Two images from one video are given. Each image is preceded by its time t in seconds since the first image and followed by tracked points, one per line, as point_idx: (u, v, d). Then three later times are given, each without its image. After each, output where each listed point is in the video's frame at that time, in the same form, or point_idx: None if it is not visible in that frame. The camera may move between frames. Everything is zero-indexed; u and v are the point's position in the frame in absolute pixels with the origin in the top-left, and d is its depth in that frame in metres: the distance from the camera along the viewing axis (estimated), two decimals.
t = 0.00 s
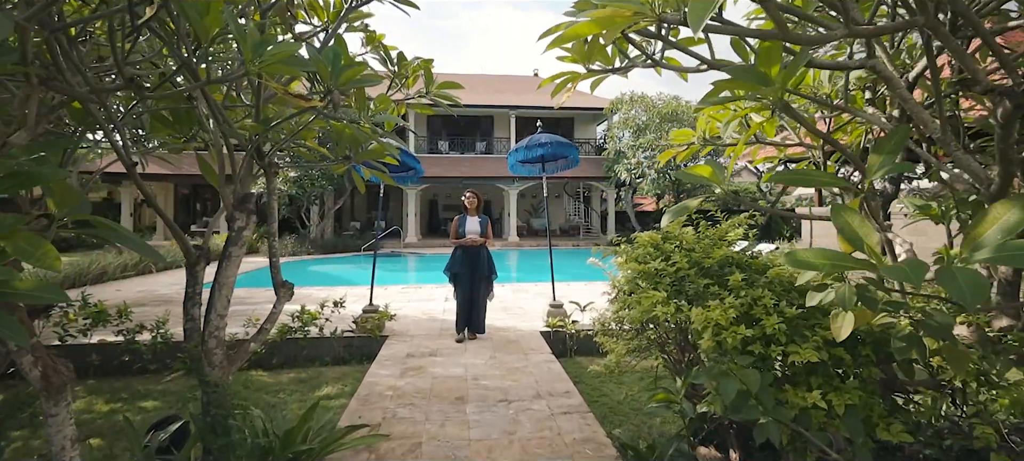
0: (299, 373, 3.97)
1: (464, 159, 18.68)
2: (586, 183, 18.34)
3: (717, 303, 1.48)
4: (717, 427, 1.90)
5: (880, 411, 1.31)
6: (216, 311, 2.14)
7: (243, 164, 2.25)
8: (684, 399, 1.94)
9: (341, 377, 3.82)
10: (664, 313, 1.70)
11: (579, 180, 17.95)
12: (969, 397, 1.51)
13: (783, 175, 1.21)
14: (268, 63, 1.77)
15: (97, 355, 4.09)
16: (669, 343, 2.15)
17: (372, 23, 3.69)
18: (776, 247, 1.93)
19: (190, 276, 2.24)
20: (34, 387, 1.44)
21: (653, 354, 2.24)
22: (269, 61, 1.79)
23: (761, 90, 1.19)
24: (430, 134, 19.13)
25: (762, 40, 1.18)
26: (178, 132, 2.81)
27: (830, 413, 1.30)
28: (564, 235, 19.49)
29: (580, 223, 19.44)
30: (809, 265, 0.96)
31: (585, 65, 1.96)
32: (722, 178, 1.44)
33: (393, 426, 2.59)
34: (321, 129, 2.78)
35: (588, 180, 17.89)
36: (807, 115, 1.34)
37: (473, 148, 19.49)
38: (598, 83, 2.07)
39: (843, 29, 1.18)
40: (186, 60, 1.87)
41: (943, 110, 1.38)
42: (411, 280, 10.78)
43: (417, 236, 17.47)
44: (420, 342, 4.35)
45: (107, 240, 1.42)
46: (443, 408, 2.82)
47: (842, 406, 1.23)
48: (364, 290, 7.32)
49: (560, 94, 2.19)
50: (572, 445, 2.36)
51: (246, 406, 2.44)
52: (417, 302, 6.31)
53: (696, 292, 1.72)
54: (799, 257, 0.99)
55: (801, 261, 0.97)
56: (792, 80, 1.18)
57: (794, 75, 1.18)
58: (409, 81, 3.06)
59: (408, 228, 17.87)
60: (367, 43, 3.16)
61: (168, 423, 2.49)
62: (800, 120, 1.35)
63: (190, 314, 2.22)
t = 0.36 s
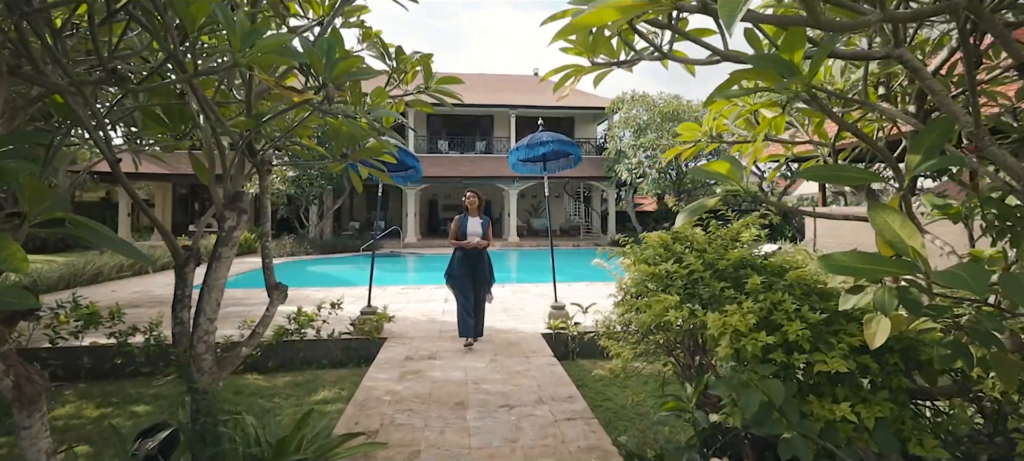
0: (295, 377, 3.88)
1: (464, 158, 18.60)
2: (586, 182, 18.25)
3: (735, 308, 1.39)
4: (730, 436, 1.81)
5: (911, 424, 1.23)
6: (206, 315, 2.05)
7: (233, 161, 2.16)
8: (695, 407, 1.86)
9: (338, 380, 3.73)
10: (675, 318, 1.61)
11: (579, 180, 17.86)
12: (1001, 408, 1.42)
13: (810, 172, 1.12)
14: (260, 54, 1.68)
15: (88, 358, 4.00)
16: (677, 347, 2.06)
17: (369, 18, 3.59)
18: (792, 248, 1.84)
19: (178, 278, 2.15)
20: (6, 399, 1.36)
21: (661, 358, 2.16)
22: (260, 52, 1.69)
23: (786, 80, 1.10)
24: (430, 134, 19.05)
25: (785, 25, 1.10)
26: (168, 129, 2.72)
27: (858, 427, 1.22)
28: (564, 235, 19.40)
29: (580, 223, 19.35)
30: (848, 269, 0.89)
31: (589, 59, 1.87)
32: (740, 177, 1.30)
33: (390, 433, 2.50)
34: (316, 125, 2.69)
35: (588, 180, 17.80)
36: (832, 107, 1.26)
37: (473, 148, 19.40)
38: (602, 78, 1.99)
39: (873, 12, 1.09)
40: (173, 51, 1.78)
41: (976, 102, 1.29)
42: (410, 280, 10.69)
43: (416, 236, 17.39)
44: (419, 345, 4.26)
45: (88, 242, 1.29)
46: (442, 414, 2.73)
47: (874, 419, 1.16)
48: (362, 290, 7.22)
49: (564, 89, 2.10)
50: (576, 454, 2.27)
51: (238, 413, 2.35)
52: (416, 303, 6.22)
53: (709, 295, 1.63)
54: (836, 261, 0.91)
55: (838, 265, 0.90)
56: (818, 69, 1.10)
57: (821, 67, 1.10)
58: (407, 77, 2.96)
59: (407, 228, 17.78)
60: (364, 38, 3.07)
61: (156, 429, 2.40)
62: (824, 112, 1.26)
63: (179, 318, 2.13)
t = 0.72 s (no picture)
0: (292, 381, 3.78)
1: (464, 158, 18.50)
2: (586, 182, 18.16)
3: (757, 314, 1.29)
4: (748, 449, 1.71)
5: (950, 442, 1.14)
6: (194, 321, 1.95)
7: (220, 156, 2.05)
8: (710, 417, 1.77)
9: (334, 385, 3.63)
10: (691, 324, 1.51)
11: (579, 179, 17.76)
12: None
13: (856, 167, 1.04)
14: (248, 43, 1.58)
15: (79, 361, 3.91)
16: (689, 354, 1.97)
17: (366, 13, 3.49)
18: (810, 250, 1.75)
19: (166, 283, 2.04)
20: None
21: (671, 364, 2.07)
22: (248, 42, 1.59)
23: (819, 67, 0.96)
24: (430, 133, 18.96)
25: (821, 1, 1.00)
26: (158, 126, 2.62)
27: (894, 446, 1.13)
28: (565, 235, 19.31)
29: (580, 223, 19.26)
30: (895, 275, 0.81)
31: (594, 50, 1.78)
32: (765, 173, 1.20)
33: (388, 442, 2.40)
34: (311, 122, 2.59)
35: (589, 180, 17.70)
36: (868, 96, 1.14)
37: (473, 147, 19.31)
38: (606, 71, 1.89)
39: None
40: (156, 38, 1.70)
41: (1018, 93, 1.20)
42: (410, 281, 10.60)
43: (416, 236, 17.29)
44: (419, 348, 4.16)
45: (61, 245, 1.15)
46: (441, 421, 2.63)
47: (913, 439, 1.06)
48: (361, 292, 7.13)
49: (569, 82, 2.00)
50: None
51: (229, 422, 2.25)
52: (416, 305, 6.12)
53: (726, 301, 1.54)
54: (884, 265, 0.84)
55: (886, 269, 0.83)
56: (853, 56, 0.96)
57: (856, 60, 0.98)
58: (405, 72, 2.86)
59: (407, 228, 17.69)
60: (360, 33, 2.97)
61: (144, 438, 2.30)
62: (858, 101, 1.15)
63: (166, 324, 2.04)
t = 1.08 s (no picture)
0: (287, 386, 3.68)
1: (464, 158, 18.40)
2: (587, 182, 18.06)
3: (782, 324, 1.21)
4: None
5: None
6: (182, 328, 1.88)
7: (209, 155, 1.96)
8: (725, 430, 1.68)
9: (331, 391, 3.53)
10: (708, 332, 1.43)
11: (580, 180, 17.66)
12: None
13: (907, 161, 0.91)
14: (237, 34, 1.47)
15: (69, 366, 3.81)
16: (701, 362, 1.89)
17: (364, 8, 3.38)
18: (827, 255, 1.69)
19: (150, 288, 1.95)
20: None
21: (681, 372, 1.98)
22: (239, 32, 1.49)
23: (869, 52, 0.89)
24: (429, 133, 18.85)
25: None
26: (148, 123, 2.53)
27: None
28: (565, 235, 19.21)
29: (580, 223, 19.17)
30: (960, 286, 0.73)
31: (603, 38, 1.68)
32: (795, 171, 1.12)
33: (386, 452, 2.31)
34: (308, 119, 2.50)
35: (589, 180, 17.60)
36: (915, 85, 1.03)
37: (473, 147, 19.24)
38: (616, 61, 1.80)
39: None
40: (140, 31, 1.58)
41: None
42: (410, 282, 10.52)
43: (416, 237, 17.19)
44: (418, 352, 4.06)
45: (27, 250, 1.04)
46: (441, 430, 2.53)
47: None
48: (359, 293, 7.03)
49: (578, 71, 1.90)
50: None
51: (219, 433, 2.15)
52: (415, 307, 6.02)
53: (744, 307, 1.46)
54: (943, 273, 0.75)
55: (947, 278, 0.74)
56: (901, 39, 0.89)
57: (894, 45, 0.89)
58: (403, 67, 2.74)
59: (406, 228, 17.59)
60: (357, 28, 2.86)
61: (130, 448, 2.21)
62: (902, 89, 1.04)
63: (153, 330, 1.96)
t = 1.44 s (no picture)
0: (284, 390, 3.60)
1: (464, 158, 18.32)
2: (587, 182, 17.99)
3: (809, 335, 1.25)
4: None
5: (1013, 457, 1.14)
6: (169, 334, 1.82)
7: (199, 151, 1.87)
8: (741, 443, 1.60)
9: (328, 395, 3.45)
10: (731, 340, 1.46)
11: (580, 180, 17.58)
12: None
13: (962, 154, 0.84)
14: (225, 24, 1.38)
15: (61, 370, 3.72)
16: (712, 368, 1.82)
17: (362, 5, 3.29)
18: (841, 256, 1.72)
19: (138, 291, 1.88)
20: None
21: (691, 379, 1.91)
22: (227, 21, 1.39)
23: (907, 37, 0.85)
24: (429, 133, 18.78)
25: None
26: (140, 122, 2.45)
27: None
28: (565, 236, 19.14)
29: (580, 223, 19.10)
30: None
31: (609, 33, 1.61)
32: (822, 168, 1.04)
33: None
34: (306, 118, 2.43)
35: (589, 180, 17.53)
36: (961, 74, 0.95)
37: (473, 147, 19.16)
38: (624, 57, 1.72)
39: None
40: (124, 24, 1.48)
41: None
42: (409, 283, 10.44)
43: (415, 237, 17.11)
44: (417, 355, 3.98)
45: None
46: (441, 438, 2.45)
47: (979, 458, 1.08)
48: (357, 294, 6.94)
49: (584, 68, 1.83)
50: None
51: (210, 442, 2.07)
52: (414, 308, 5.94)
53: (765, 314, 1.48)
54: (1007, 280, 0.72)
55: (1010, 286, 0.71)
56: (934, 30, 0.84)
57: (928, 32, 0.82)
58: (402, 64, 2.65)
59: (405, 229, 17.51)
60: (355, 24, 2.77)
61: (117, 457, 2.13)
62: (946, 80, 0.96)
63: (139, 335, 1.91)
